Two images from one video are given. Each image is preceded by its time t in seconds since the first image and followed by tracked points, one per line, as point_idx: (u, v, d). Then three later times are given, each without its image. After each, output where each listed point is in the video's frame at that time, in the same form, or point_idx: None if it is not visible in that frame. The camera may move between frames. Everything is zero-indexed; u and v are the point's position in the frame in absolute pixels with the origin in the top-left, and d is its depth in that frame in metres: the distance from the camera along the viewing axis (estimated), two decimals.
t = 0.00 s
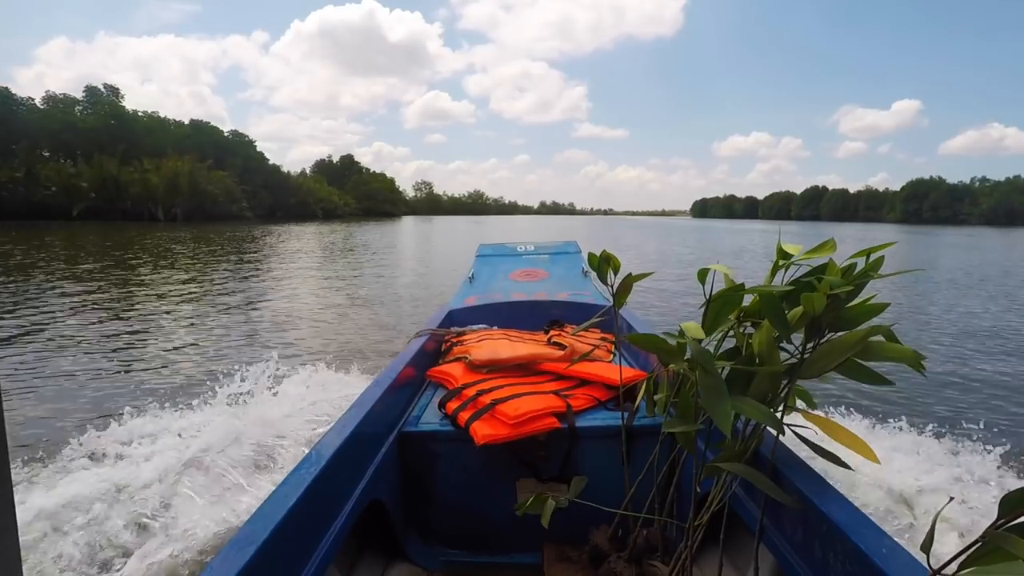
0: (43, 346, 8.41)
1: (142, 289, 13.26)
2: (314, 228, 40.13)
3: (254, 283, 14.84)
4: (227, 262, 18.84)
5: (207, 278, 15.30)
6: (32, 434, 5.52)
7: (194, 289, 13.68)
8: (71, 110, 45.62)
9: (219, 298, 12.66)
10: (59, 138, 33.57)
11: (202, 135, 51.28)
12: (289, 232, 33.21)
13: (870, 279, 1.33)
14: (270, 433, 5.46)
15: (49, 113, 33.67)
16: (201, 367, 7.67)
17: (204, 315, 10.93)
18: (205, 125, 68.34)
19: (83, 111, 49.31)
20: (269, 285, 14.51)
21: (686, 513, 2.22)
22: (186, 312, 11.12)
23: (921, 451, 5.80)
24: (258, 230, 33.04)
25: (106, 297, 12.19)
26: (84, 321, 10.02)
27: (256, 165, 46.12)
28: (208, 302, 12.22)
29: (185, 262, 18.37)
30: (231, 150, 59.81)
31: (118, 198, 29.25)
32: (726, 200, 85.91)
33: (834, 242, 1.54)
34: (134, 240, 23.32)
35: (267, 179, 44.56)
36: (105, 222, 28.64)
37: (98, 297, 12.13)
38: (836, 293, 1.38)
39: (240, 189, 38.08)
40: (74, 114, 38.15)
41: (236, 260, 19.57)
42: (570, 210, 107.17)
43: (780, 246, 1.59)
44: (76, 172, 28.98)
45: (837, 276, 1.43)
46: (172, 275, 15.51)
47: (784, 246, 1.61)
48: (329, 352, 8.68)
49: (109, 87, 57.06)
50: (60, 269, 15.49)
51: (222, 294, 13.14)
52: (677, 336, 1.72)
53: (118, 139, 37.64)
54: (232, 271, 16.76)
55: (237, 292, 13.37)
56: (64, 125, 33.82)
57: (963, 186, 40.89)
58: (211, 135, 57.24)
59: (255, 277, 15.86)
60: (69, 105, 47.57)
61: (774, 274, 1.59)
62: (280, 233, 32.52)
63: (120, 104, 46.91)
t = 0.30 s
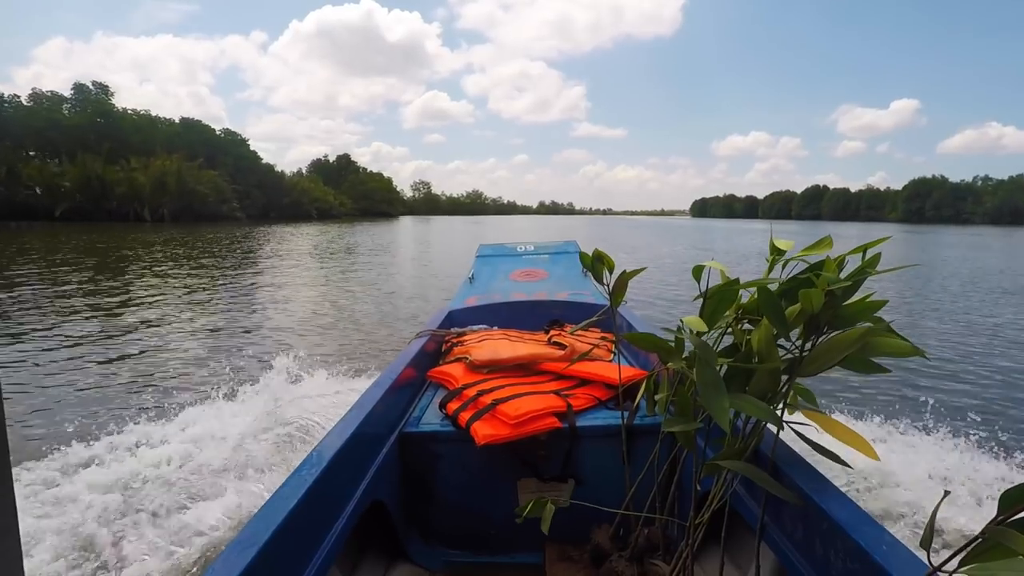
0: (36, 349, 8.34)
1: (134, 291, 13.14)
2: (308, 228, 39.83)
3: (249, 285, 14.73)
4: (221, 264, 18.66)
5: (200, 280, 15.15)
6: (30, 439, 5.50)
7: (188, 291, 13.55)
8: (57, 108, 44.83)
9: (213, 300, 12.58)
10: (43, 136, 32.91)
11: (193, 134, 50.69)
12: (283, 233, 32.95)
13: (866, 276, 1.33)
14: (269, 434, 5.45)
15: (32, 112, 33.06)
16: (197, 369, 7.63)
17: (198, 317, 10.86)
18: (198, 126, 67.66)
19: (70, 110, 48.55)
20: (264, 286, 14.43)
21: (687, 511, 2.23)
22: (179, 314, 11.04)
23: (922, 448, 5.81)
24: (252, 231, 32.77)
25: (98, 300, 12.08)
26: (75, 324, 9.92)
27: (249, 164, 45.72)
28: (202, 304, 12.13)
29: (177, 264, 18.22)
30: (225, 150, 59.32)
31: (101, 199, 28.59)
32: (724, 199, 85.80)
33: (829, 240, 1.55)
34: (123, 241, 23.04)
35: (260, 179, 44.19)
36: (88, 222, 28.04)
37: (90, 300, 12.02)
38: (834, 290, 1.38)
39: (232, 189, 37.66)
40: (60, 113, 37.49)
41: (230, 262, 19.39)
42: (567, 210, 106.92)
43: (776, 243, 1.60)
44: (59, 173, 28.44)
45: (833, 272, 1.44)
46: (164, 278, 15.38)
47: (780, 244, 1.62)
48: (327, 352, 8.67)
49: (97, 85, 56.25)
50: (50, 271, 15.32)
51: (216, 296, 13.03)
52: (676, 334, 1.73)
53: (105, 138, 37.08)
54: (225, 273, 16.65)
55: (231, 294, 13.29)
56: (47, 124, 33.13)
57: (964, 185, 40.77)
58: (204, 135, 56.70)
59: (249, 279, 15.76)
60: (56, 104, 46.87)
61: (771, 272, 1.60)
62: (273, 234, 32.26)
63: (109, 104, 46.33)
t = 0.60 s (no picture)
0: (26, 353, 8.24)
1: (124, 294, 13.01)
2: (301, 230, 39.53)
3: (243, 288, 14.60)
4: (213, 267, 18.47)
5: (193, 283, 14.99)
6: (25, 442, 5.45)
7: (181, 294, 13.40)
8: (40, 107, 43.94)
9: (206, 302, 12.50)
10: (23, 136, 31.79)
11: (182, 133, 49.93)
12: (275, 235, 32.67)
13: (862, 275, 1.34)
14: (267, 436, 5.44)
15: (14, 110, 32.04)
16: (193, 372, 7.60)
17: (192, 319, 10.78)
18: (189, 126, 66.86)
19: (55, 108, 47.53)
20: (259, 289, 14.31)
21: (686, 511, 2.23)
22: (172, 316, 10.95)
23: (920, 447, 5.83)
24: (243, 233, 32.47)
25: (88, 302, 11.96)
26: (65, 326, 9.81)
27: (241, 165, 45.29)
28: (195, 306, 12.05)
29: (168, 266, 18.08)
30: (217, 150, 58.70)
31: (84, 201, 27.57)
32: (722, 199, 85.55)
33: (826, 238, 1.56)
34: (110, 244, 22.72)
35: (252, 180, 43.75)
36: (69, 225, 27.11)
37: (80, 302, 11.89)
38: (831, 288, 1.39)
39: (221, 190, 37.16)
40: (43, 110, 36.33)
41: (222, 264, 19.19)
42: (564, 210, 106.67)
43: (774, 242, 1.61)
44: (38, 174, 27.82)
45: (831, 271, 1.44)
46: (154, 279, 15.24)
47: (777, 243, 1.63)
48: (324, 354, 8.66)
49: (83, 83, 55.39)
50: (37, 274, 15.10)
51: (210, 299, 12.89)
52: (675, 334, 1.73)
53: (91, 139, 36.44)
54: (218, 276, 16.52)
55: (224, 296, 13.21)
56: (29, 122, 31.85)
57: (964, 184, 40.70)
58: (196, 135, 56.07)
59: (242, 281, 15.65)
60: (42, 104, 46.04)
61: (768, 271, 1.61)
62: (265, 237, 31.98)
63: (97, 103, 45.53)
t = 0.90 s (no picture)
0: (17, 358, 8.18)
1: (114, 299, 12.92)
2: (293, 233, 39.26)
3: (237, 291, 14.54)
4: (207, 270, 18.40)
5: (187, 287, 14.92)
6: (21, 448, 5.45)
7: (174, 298, 13.34)
8: (26, 110, 43.54)
9: (198, 306, 12.42)
10: (3, 138, 31.97)
11: (166, 133, 49.21)
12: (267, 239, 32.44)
13: (858, 274, 1.35)
14: (264, 440, 5.43)
15: None
16: (187, 376, 7.56)
17: (184, 324, 10.73)
18: (180, 128, 66.42)
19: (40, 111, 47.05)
20: (254, 293, 14.27)
21: (686, 510, 2.24)
22: (164, 321, 10.90)
23: (918, 445, 5.85)
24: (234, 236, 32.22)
25: (79, 307, 11.88)
26: (57, 331, 9.76)
27: (231, 166, 44.91)
28: (188, 310, 11.98)
29: (158, 271, 17.96)
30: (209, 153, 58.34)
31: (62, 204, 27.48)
32: (718, 198, 85.47)
33: (822, 237, 1.57)
34: (96, 249, 22.48)
35: (241, 182, 43.34)
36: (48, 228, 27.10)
37: (70, 307, 11.82)
38: (826, 288, 1.39)
39: (209, 192, 36.78)
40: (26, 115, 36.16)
41: (216, 268, 19.12)
42: (560, 210, 106.36)
43: (770, 242, 1.61)
44: (16, 177, 27.29)
45: (827, 270, 1.45)
46: (145, 284, 15.15)
47: (773, 243, 1.63)
48: (320, 358, 8.64)
49: (66, 83, 54.57)
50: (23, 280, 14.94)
51: (205, 303, 12.85)
52: (672, 334, 1.74)
53: (71, 140, 35.74)
54: (210, 280, 16.43)
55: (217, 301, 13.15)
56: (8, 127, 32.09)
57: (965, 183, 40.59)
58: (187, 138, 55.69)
59: (234, 285, 15.59)
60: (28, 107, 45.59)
61: (764, 270, 1.62)
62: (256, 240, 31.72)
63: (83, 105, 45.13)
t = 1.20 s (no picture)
0: (2, 363, 8.07)
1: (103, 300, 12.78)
2: (284, 234, 38.92)
3: (230, 293, 14.44)
4: (199, 272, 18.24)
5: (178, 289, 14.79)
6: (13, 452, 5.41)
7: (165, 300, 13.23)
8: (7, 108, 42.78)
9: (188, 308, 12.33)
10: None
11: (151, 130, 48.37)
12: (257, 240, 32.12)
13: (856, 275, 1.35)
14: (258, 441, 5.40)
15: None
16: (178, 379, 7.51)
17: (174, 326, 10.63)
18: (169, 127, 65.59)
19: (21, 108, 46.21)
20: (247, 295, 14.17)
21: (684, 511, 2.24)
22: (154, 323, 10.80)
23: (914, 446, 5.86)
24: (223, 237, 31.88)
25: (66, 309, 11.74)
26: (48, 334, 9.66)
27: (220, 165, 44.41)
28: (178, 312, 11.89)
29: (147, 272, 17.78)
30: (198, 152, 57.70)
31: (40, 203, 26.92)
32: (713, 200, 85.48)
33: (820, 237, 1.57)
34: (82, 250, 22.16)
35: (230, 182, 42.83)
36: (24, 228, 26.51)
37: (59, 309, 11.68)
38: (824, 288, 1.40)
39: (194, 191, 36.25)
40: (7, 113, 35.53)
41: (208, 270, 18.97)
42: (555, 211, 106.15)
43: (768, 242, 1.62)
44: None
45: (825, 270, 1.45)
46: (134, 286, 15.00)
47: (772, 243, 1.64)
48: (315, 359, 8.62)
49: (49, 79, 53.61)
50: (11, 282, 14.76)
51: (197, 305, 12.74)
52: (670, 335, 1.74)
53: (49, 137, 34.88)
54: (200, 282, 16.30)
55: (208, 303, 13.05)
56: None
57: (964, 184, 40.52)
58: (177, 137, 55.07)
59: (225, 287, 15.47)
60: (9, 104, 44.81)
61: (763, 270, 1.62)
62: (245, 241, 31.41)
63: (67, 104, 44.44)
